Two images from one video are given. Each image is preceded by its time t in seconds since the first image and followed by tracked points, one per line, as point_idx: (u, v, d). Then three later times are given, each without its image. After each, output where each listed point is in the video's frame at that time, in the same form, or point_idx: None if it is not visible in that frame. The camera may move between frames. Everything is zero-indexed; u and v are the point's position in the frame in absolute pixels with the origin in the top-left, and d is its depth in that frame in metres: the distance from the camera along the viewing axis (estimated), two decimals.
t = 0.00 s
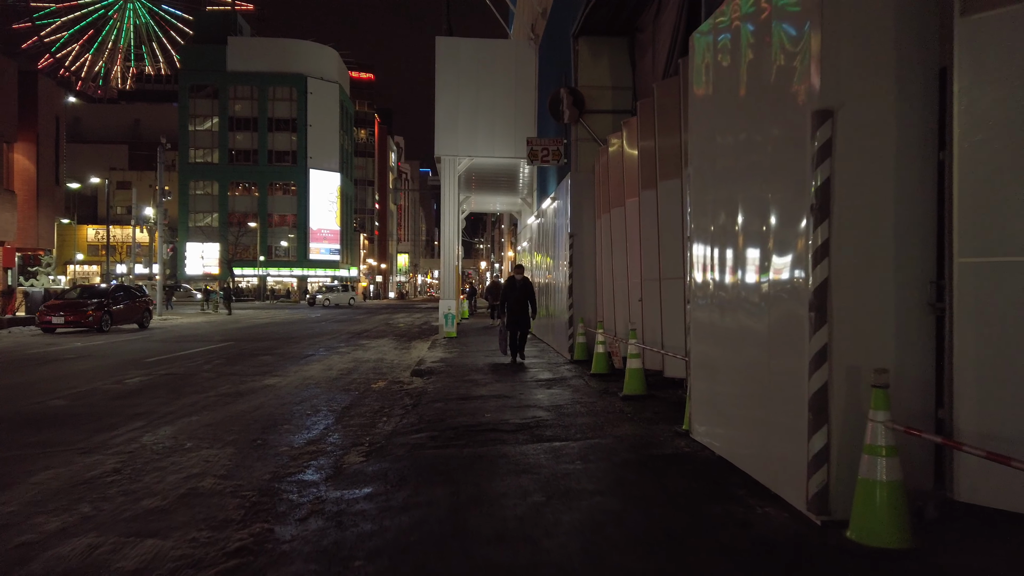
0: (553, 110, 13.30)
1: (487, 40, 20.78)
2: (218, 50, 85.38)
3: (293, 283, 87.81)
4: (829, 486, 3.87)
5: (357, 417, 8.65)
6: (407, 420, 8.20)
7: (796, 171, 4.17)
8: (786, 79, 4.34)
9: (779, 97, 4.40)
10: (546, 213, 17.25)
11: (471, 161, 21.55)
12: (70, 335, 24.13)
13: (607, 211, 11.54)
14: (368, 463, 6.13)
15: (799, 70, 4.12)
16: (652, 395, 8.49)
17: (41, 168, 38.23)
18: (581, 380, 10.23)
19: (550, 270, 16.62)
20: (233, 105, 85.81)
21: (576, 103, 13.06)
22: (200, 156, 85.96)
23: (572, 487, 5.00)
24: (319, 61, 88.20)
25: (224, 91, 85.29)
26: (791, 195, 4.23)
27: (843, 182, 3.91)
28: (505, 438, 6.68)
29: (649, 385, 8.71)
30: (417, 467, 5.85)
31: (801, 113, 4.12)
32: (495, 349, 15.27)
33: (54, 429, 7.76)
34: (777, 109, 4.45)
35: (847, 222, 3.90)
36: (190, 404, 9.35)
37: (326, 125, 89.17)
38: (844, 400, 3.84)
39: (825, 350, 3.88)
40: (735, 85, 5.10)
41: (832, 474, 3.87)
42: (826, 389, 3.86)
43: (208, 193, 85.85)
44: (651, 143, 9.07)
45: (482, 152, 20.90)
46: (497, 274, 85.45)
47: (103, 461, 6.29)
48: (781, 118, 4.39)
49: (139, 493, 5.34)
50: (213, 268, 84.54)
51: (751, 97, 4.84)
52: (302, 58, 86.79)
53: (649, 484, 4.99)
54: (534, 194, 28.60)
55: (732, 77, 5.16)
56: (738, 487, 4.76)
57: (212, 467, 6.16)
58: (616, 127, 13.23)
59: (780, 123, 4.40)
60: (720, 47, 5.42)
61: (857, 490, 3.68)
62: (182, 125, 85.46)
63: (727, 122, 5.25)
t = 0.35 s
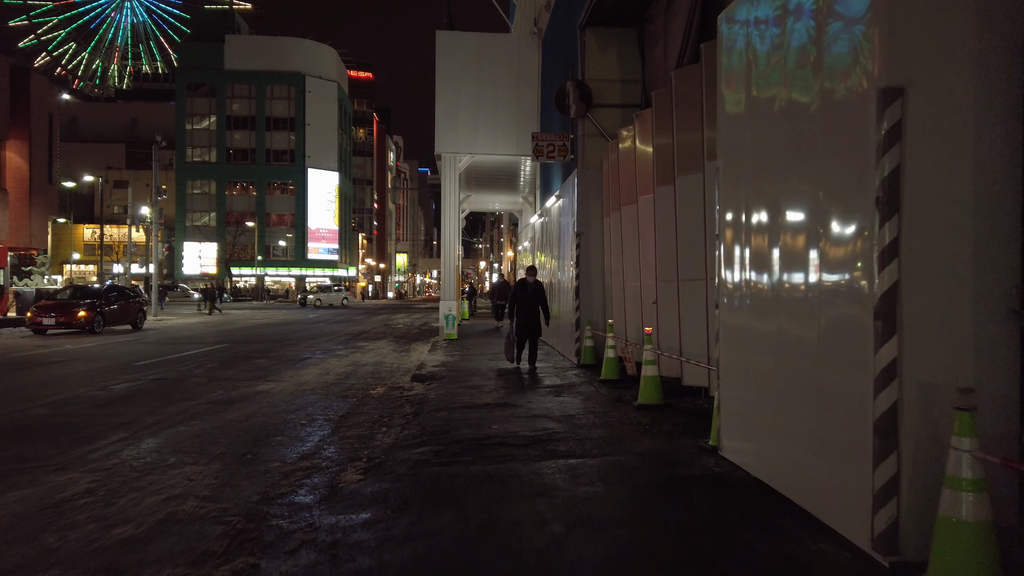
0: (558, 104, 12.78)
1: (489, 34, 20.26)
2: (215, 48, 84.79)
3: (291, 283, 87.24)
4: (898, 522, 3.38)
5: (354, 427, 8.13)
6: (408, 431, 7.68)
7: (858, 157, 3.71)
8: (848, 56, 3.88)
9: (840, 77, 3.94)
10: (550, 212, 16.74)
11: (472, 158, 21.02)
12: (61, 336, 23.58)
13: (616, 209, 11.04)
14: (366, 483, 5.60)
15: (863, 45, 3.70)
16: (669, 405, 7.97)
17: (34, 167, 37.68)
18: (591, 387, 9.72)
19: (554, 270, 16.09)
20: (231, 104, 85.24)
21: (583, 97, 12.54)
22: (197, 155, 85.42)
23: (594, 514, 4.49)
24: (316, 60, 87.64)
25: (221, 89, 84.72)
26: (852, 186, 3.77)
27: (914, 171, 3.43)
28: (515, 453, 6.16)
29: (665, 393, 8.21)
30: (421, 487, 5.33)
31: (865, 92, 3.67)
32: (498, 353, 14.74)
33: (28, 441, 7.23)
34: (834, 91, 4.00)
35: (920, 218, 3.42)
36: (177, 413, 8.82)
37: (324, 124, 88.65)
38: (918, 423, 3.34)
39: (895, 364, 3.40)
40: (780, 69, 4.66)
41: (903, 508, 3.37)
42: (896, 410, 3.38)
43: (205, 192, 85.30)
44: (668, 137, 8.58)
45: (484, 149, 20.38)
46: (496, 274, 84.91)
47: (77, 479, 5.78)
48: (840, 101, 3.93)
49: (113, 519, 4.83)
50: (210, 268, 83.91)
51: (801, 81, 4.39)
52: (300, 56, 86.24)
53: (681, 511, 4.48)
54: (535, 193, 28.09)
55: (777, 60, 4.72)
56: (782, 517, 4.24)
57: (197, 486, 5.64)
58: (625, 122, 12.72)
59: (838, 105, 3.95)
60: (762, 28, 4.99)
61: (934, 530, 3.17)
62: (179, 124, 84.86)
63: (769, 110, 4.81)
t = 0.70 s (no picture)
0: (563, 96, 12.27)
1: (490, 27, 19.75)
2: (213, 46, 84.27)
3: (290, 283, 86.78)
4: (981, 562, 2.91)
5: (350, 436, 7.62)
6: (407, 441, 7.18)
7: (925, 139, 3.28)
8: (908, 24, 3.44)
9: (898, 48, 3.51)
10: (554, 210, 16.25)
11: (473, 155, 20.51)
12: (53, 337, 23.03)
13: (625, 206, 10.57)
14: (362, 502, 5.09)
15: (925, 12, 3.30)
16: (686, 412, 7.47)
17: (28, 164, 37.16)
18: (601, 392, 9.23)
19: (558, 270, 15.59)
20: (229, 103, 84.73)
21: (589, 89, 12.07)
22: (195, 154, 84.92)
23: (616, 544, 4.02)
24: (315, 59, 87.09)
25: (219, 88, 84.21)
26: (917, 171, 3.33)
27: (999, 150, 2.97)
28: (524, 468, 5.65)
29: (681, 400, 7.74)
30: (421, 508, 4.83)
31: (933, 63, 3.25)
32: (500, 356, 14.25)
33: None
34: (888, 69, 3.60)
35: (1007, 205, 2.94)
36: (162, 421, 8.31)
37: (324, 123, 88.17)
38: (1006, 447, 2.88)
39: (977, 378, 2.94)
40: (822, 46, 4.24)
41: (987, 547, 2.91)
42: (981, 431, 2.93)
43: (203, 191, 84.80)
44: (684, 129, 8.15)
45: (485, 145, 19.89)
46: (497, 274, 84.52)
47: (46, 498, 5.29)
48: (899, 75, 3.50)
49: (78, 547, 4.34)
50: (208, 268, 83.36)
51: (849, 56, 3.96)
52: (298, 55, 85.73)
53: (713, 542, 3.99)
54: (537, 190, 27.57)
55: (819, 41, 4.33)
56: (831, 550, 3.75)
57: (176, 506, 5.15)
58: (634, 115, 12.22)
59: (894, 82, 3.53)
60: (801, 7, 4.58)
61: None
62: (177, 123, 84.35)
63: (811, 93, 4.39)
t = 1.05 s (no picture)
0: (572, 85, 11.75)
1: (492, 19, 19.24)
2: (212, 45, 83.78)
3: (289, 283, 86.24)
4: None
5: (349, 443, 7.11)
6: (410, 448, 6.67)
7: None
8: None
9: (991, 16, 3.15)
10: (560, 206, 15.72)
11: (475, 150, 20.00)
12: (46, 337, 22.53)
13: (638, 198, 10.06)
14: (361, 521, 4.59)
15: None
16: (709, 418, 6.97)
17: (22, 162, 36.62)
18: (615, 396, 8.71)
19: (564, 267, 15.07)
20: (228, 101, 84.19)
21: (598, 78, 11.54)
22: (194, 153, 84.38)
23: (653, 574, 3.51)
24: (314, 57, 86.59)
25: (217, 86, 83.73)
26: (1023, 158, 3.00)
27: None
28: (540, 480, 5.16)
29: (704, 405, 7.24)
30: (428, 528, 4.33)
31: None
32: (505, 357, 13.73)
33: None
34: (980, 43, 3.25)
35: None
36: (148, 427, 7.80)
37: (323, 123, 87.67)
38: None
39: None
40: (886, 21, 3.88)
41: None
42: None
43: (202, 191, 84.24)
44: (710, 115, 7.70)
45: (488, 140, 19.39)
46: (497, 274, 84.00)
47: (10, 516, 4.78)
48: (992, 46, 3.15)
49: None
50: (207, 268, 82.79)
51: (923, 28, 3.60)
52: (297, 54, 85.26)
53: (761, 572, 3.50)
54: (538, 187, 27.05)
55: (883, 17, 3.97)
56: None
57: (154, 526, 4.64)
58: (645, 106, 11.71)
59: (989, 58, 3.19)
60: None
61: None
62: (175, 122, 83.83)
63: (874, 75, 4.03)
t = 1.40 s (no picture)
0: (581, 75, 11.18)
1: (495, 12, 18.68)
2: (210, 43, 83.23)
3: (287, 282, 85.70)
4: None
5: (346, 460, 6.54)
6: (414, 466, 6.11)
7: None
8: None
9: None
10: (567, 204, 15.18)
11: (477, 147, 19.43)
12: (35, 338, 21.90)
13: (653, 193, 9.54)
14: (359, 558, 4.02)
15: None
16: (738, 432, 6.42)
17: (15, 159, 36.05)
18: (631, 406, 8.15)
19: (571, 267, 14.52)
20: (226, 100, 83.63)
21: (609, 69, 10.99)
22: (192, 152, 83.77)
23: None
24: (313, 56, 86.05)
25: (216, 85, 83.20)
26: None
27: None
28: (561, 508, 4.60)
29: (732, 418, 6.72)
30: (436, 568, 3.77)
31: None
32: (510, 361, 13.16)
33: None
34: None
35: None
36: (130, 440, 7.22)
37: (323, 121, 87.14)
38: None
39: None
40: None
41: None
42: None
43: (200, 190, 83.68)
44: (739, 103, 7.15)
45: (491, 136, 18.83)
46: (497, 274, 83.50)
47: None
48: None
49: None
50: (205, 267, 82.19)
51: None
52: (296, 52, 84.72)
53: None
54: (541, 185, 26.47)
55: None
56: None
57: (123, 564, 4.07)
58: (659, 98, 11.16)
59: None
60: None
61: None
62: (174, 120, 83.23)
63: (963, 54, 3.51)
